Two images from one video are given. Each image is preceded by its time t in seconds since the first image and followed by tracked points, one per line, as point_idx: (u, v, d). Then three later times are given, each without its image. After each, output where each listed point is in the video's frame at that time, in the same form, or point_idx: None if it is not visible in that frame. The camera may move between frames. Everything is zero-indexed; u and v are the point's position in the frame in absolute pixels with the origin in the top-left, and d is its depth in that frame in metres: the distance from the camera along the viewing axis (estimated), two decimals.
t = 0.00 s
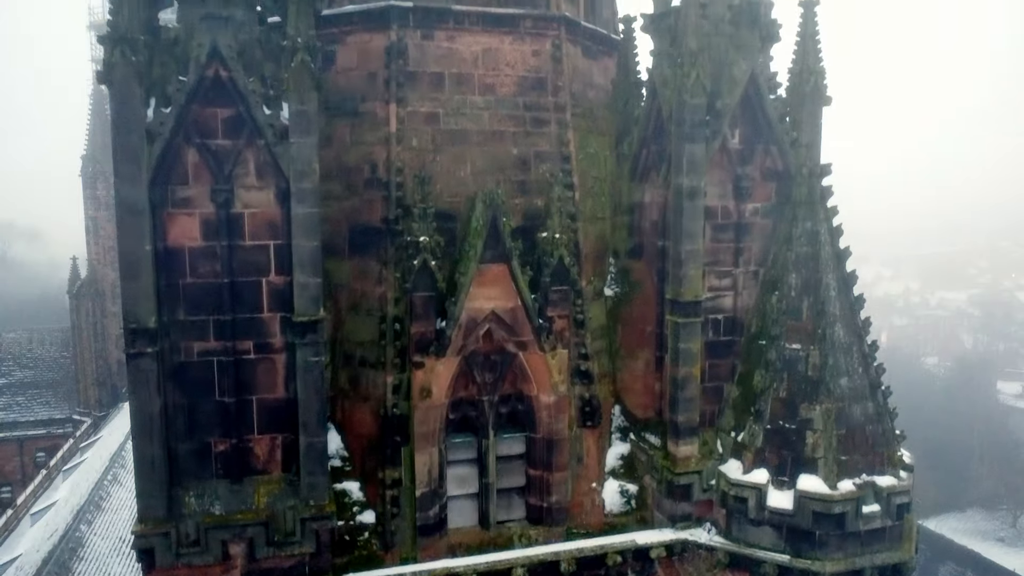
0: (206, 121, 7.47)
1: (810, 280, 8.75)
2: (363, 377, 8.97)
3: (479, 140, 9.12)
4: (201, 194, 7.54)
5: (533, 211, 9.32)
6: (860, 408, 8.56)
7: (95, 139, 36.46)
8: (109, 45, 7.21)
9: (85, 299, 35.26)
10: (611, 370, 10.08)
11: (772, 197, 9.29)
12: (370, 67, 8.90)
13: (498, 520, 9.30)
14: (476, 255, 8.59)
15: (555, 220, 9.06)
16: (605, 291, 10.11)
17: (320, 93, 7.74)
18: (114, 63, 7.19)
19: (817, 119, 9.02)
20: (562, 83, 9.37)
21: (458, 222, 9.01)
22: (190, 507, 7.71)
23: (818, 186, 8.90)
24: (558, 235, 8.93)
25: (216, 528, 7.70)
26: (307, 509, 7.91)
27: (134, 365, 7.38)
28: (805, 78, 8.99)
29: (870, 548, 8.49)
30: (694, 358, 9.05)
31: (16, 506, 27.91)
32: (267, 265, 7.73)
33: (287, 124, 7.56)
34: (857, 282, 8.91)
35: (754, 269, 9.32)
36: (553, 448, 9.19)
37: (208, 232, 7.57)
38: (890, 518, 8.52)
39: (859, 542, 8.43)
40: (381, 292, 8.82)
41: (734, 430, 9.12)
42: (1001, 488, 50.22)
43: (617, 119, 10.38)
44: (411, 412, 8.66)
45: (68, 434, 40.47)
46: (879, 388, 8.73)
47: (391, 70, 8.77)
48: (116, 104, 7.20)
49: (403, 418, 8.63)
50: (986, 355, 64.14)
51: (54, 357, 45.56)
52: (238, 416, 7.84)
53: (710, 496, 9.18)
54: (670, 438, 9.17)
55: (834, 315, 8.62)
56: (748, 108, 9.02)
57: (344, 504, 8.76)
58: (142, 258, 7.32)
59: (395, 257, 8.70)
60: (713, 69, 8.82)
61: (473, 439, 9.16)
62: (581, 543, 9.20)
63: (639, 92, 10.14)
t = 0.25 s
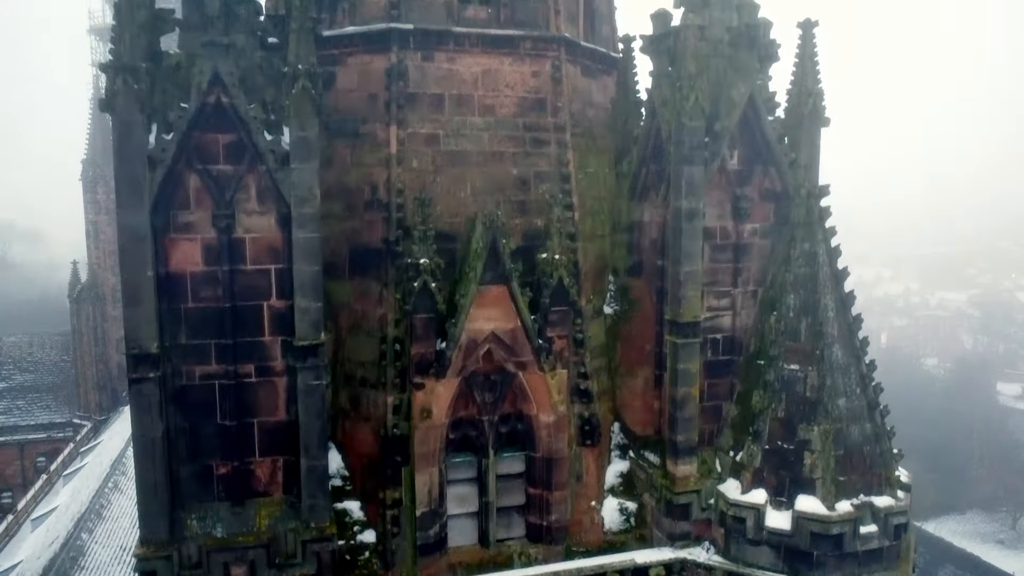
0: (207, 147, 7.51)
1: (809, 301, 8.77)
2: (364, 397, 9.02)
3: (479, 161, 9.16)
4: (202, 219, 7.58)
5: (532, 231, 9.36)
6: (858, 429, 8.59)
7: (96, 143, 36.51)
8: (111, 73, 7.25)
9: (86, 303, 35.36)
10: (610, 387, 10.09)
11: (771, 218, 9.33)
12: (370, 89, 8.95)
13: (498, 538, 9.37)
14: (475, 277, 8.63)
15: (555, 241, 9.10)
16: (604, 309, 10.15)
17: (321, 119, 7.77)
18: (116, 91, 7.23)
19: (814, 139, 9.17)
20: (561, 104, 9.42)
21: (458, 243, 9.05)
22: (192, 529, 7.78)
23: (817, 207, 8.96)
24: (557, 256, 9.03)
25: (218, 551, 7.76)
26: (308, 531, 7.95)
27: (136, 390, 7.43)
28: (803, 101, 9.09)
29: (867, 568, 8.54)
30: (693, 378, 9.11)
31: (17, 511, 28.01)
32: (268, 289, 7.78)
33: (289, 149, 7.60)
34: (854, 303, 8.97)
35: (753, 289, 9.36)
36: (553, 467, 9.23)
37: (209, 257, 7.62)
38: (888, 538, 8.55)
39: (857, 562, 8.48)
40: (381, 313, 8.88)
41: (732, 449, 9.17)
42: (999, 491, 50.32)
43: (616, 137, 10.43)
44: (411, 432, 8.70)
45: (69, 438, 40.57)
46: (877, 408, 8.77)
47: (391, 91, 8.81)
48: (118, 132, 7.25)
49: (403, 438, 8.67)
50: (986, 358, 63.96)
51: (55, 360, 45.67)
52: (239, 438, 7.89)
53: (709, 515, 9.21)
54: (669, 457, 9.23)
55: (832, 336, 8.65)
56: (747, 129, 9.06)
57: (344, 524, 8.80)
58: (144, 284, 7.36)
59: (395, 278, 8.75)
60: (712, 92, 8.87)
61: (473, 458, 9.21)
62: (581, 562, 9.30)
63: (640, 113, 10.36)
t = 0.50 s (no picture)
0: (209, 172, 7.56)
1: (807, 321, 8.83)
2: (365, 416, 9.08)
3: (479, 181, 9.21)
4: (204, 244, 7.63)
5: (532, 250, 9.41)
6: (856, 449, 8.63)
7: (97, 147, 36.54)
8: (113, 100, 7.29)
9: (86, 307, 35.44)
10: (610, 405, 10.14)
11: (769, 237, 9.38)
12: (371, 110, 8.99)
13: (498, 556, 9.43)
14: (476, 297, 8.65)
15: (555, 261, 9.14)
16: (603, 326, 10.21)
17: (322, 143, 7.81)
18: (118, 117, 7.27)
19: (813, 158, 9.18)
20: (561, 123, 9.46)
21: (458, 263, 9.09)
22: (194, 550, 7.85)
23: (815, 227, 9.00)
24: (557, 275, 8.99)
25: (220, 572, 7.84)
26: (308, 552, 7.96)
27: (138, 414, 7.46)
28: (802, 121, 9.14)
29: None
30: (692, 398, 9.17)
31: (18, 517, 28.10)
32: (269, 312, 7.83)
33: (290, 175, 7.63)
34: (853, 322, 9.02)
35: (752, 308, 9.42)
36: (553, 485, 9.28)
37: (211, 280, 7.67)
38: (887, 558, 8.58)
39: None
40: (382, 333, 8.93)
41: (731, 468, 9.23)
42: (1000, 492, 50.53)
43: (616, 155, 10.50)
44: (411, 452, 8.75)
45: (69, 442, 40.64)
46: (875, 427, 8.83)
47: (392, 113, 8.85)
48: (120, 158, 7.27)
49: (403, 458, 8.73)
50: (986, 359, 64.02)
51: (55, 364, 45.75)
52: (241, 460, 7.94)
53: (708, 533, 9.30)
54: (668, 475, 9.28)
55: (830, 356, 8.71)
56: (746, 149, 9.10)
57: (345, 542, 8.83)
58: (146, 309, 7.40)
59: (396, 298, 8.79)
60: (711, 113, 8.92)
61: (474, 476, 9.26)
62: None
63: (639, 131, 10.42)
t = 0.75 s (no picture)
0: (210, 197, 7.60)
1: (806, 341, 8.89)
2: (366, 435, 9.13)
3: (479, 201, 9.26)
4: (206, 268, 7.67)
5: (532, 269, 9.46)
6: (854, 468, 8.69)
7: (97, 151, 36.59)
8: (115, 127, 7.34)
9: (87, 312, 35.49)
10: (610, 422, 10.22)
11: (768, 256, 9.46)
12: (372, 131, 9.04)
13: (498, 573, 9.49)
14: (476, 319, 8.70)
15: (554, 280, 9.20)
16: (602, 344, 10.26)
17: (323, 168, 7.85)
18: (120, 144, 7.31)
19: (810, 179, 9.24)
20: (561, 143, 9.51)
21: (458, 283, 9.14)
22: (196, 571, 7.90)
23: (813, 247, 9.01)
24: (556, 295, 9.09)
25: None
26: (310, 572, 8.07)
27: (141, 437, 7.51)
28: (800, 142, 9.21)
29: None
30: (691, 417, 9.19)
31: (19, 522, 28.18)
32: (271, 335, 7.88)
33: (292, 200, 7.70)
34: (852, 341, 9.09)
35: (751, 327, 9.47)
36: (552, 503, 9.33)
37: (213, 304, 7.72)
38: None
39: None
40: (382, 353, 8.97)
41: (730, 486, 9.29)
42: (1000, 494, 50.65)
43: (616, 173, 10.56)
44: (412, 472, 8.80)
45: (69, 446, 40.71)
46: (873, 447, 8.89)
47: (392, 134, 8.90)
48: (122, 184, 7.32)
49: (404, 478, 8.78)
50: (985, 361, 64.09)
51: (55, 367, 45.85)
52: (243, 481, 7.99)
53: (706, 551, 9.33)
54: (668, 493, 9.31)
55: (828, 376, 8.76)
56: (744, 170, 9.16)
57: (347, 560, 8.91)
58: (148, 333, 7.45)
59: (396, 318, 8.82)
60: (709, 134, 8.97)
61: (474, 495, 9.32)
62: None
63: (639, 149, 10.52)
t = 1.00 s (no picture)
0: (212, 223, 7.64)
1: (804, 361, 8.92)
2: (366, 455, 9.18)
3: (479, 222, 9.30)
4: (207, 293, 7.72)
5: (532, 289, 9.50)
6: (851, 489, 8.73)
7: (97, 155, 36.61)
8: (118, 154, 7.39)
9: (87, 316, 35.55)
10: (609, 439, 10.26)
11: (766, 276, 9.52)
12: (372, 153, 9.08)
13: None
14: (476, 340, 8.75)
15: (553, 301, 9.24)
16: (602, 361, 10.31)
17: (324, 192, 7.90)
18: (122, 172, 7.36)
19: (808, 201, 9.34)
20: (560, 164, 9.55)
21: (458, 304, 9.19)
22: None
23: (812, 268, 9.06)
24: (555, 316, 9.10)
25: None
26: None
27: (143, 462, 7.55)
28: (799, 163, 9.33)
29: None
30: (690, 437, 9.24)
31: (20, 527, 28.26)
32: (272, 359, 7.92)
33: (293, 225, 7.74)
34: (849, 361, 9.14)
35: (749, 347, 9.57)
36: (552, 522, 9.39)
37: (214, 328, 7.76)
38: None
39: None
40: (382, 373, 9.03)
41: (729, 505, 9.31)
42: (999, 496, 50.68)
43: (615, 191, 10.61)
44: (412, 492, 8.82)
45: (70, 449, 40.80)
46: (870, 468, 8.93)
47: (393, 156, 8.94)
48: (124, 211, 7.37)
49: (404, 498, 8.80)
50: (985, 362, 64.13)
51: (55, 370, 45.92)
52: (244, 504, 8.04)
53: (705, 570, 9.40)
54: (667, 512, 9.35)
55: (826, 397, 8.79)
56: (743, 191, 9.21)
57: None
58: (150, 359, 7.50)
59: (396, 339, 8.87)
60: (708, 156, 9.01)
61: (474, 514, 9.36)
62: None
63: (637, 168, 10.57)
